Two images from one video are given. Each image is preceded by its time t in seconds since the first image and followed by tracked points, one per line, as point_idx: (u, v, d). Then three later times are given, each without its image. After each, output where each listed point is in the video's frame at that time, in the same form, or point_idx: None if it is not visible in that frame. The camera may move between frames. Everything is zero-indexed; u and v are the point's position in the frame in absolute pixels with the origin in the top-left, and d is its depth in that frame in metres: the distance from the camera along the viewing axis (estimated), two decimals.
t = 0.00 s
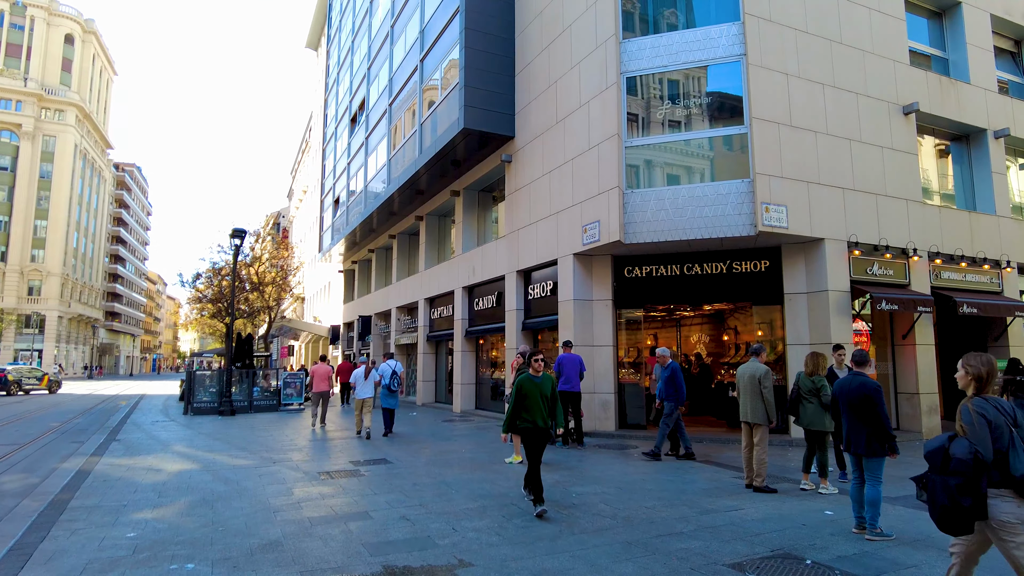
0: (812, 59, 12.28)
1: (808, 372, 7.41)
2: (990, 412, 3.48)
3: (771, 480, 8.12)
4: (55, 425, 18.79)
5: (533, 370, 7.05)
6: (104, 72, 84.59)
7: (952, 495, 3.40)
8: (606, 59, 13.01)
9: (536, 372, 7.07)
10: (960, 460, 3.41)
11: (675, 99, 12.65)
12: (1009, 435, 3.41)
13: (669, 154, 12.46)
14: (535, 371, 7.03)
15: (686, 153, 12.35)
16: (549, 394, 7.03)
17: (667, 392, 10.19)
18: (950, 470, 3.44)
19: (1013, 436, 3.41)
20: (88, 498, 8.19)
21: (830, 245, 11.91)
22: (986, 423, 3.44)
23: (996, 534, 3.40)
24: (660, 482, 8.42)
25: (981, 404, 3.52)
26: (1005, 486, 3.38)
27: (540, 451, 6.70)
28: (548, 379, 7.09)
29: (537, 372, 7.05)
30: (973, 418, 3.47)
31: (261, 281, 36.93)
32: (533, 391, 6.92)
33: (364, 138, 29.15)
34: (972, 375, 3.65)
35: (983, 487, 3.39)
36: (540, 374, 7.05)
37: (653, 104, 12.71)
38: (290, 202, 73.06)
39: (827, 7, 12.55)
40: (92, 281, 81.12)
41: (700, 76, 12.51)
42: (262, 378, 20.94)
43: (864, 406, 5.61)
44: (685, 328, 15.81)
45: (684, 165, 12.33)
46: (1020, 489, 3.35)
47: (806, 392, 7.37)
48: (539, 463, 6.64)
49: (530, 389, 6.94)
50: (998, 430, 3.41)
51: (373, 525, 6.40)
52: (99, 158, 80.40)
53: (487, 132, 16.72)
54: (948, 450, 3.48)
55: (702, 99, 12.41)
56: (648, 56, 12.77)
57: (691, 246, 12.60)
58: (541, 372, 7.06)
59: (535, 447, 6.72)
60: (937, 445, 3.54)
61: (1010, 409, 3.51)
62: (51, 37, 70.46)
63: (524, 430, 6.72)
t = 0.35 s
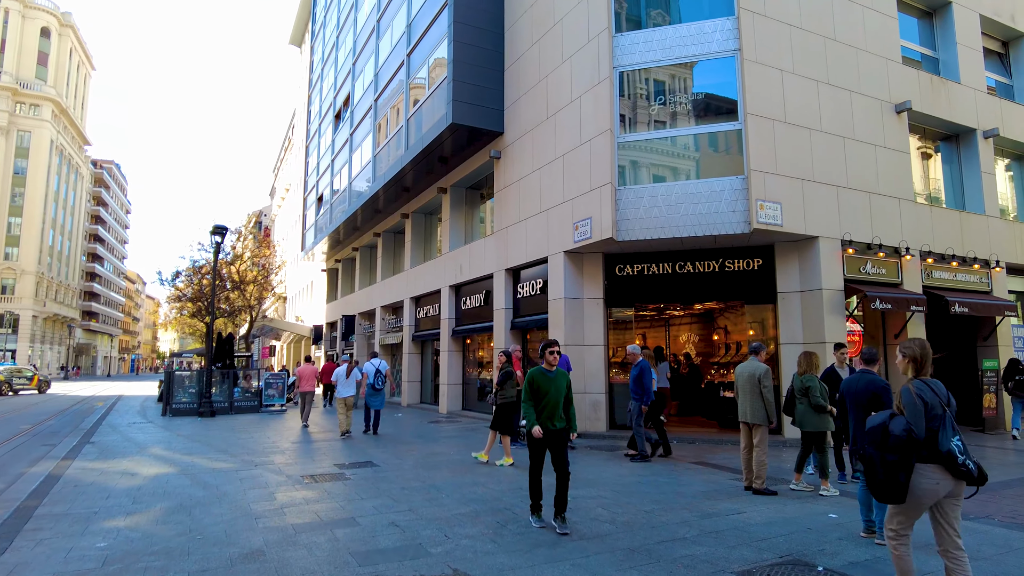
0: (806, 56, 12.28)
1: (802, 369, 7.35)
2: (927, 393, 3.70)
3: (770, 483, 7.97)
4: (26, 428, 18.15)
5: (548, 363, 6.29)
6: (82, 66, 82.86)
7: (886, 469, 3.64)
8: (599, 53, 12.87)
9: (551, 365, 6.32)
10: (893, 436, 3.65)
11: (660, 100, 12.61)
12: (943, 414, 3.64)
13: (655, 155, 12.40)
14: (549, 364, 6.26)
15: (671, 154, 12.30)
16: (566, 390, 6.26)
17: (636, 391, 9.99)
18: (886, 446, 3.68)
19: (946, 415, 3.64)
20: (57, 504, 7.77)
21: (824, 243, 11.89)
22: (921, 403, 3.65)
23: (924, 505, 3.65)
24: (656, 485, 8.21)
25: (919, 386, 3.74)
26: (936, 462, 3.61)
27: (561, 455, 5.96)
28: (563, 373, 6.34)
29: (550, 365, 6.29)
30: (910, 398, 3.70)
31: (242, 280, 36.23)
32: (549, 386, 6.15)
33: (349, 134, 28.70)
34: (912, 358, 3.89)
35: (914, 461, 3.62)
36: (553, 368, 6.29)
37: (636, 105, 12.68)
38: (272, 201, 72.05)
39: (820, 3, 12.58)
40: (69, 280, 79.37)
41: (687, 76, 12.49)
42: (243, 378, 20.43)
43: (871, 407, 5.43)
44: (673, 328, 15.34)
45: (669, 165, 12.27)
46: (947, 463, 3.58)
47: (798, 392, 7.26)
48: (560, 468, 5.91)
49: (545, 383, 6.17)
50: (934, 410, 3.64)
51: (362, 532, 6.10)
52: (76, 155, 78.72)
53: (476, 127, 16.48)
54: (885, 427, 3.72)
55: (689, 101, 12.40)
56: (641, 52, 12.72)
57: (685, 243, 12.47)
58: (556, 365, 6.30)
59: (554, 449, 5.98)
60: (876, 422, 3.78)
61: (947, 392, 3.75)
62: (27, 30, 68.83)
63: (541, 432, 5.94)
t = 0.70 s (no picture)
0: (786, 54, 12.25)
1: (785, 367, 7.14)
2: (841, 403, 4.11)
3: (756, 486, 7.84)
4: None
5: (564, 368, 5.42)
6: (44, 58, 80.19)
7: (802, 472, 3.94)
8: (580, 48, 12.70)
9: (568, 369, 5.45)
10: (811, 443, 3.96)
11: (636, 100, 12.44)
12: (856, 421, 4.05)
13: (631, 156, 12.21)
14: (566, 368, 5.41)
15: (647, 155, 12.11)
16: (582, 399, 5.45)
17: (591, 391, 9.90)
18: (803, 451, 3.98)
19: (859, 423, 4.05)
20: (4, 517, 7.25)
21: (805, 243, 11.86)
22: (836, 413, 4.08)
23: (837, 504, 4.03)
24: (640, 489, 8.01)
25: (834, 397, 4.15)
26: (850, 465, 4.00)
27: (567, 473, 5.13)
28: (579, 379, 5.54)
29: (567, 370, 5.44)
30: (827, 408, 4.10)
31: (212, 278, 35.25)
32: (564, 393, 5.33)
33: (322, 130, 28.08)
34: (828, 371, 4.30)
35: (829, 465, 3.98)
36: (570, 374, 5.45)
37: (615, 106, 12.44)
38: (244, 198, 70.55)
39: (801, 2, 12.59)
40: (29, 278, 76.65)
41: (662, 77, 12.41)
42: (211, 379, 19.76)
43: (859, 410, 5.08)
44: (651, 328, 15.13)
45: (648, 168, 12.07)
46: (858, 467, 3.97)
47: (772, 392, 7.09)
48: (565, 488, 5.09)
49: (559, 391, 5.34)
50: (847, 418, 4.05)
51: (335, 543, 5.77)
52: (37, 149, 76.09)
53: (454, 123, 16.14)
54: (803, 434, 4.03)
55: (665, 100, 12.31)
56: (623, 47, 12.55)
57: (665, 242, 12.35)
58: (573, 370, 5.46)
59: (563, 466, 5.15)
60: (796, 429, 4.08)
61: (859, 400, 4.17)
62: None
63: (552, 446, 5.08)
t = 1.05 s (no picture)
0: (745, 58, 12.43)
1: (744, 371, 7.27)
2: (742, 402, 4.47)
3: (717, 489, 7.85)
4: None
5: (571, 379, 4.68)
6: None
7: (702, 468, 4.39)
8: (543, 45, 12.59)
9: (574, 380, 4.68)
10: (711, 441, 4.42)
11: (594, 102, 12.44)
12: (753, 420, 4.42)
13: (587, 159, 12.19)
14: (573, 379, 4.67)
15: (603, 158, 12.12)
16: (591, 414, 4.73)
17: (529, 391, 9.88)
18: (705, 448, 4.44)
19: (757, 422, 4.43)
20: None
21: (760, 245, 12.05)
22: (736, 414, 4.42)
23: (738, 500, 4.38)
24: (602, 492, 7.89)
25: (737, 397, 4.51)
26: (746, 461, 4.35)
27: (576, 503, 4.43)
28: (587, 390, 4.78)
29: (574, 381, 4.69)
30: (729, 409, 4.46)
31: (155, 275, 33.67)
32: (572, 409, 4.60)
33: (274, 123, 27.16)
34: (733, 373, 4.63)
35: (730, 462, 4.37)
36: (577, 384, 4.70)
37: (574, 108, 12.40)
38: (190, 193, 67.90)
39: (760, 8, 12.80)
40: None
41: (619, 81, 12.45)
42: (153, 381, 18.77)
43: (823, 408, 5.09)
44: (608, 328, 15.24)
45: (603, 169, 12.08)
46: (754, 463, 4.34)
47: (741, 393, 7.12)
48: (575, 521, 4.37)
49: (565, 405, 4.60)
50: (745, 416, 4.42)
51: (286, 554, 5.42)
52: None
53: (412, 118, 15.78)
54: (705, 433, 4.50)
55: (621, 103, 12.36)
56: (586, 46, 12.50)
57: (626, 243, 12.34)
58: (581, 380, 4.71)
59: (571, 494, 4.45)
60: (700, 428, 4.54)
61: (760, 400, 4.54)
62: None
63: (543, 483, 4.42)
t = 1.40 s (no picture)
0: (669, 70, 12.82)
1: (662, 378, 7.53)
2: (621, 395, 5.00)
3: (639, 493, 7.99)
4: None
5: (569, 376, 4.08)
6: None
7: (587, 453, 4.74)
8: (473, 44, 12.45)
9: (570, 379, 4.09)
10: (596, 428, 4.85)
11: (518, 107, 12.45)
12: (631, 410, 4.91)
13: (510, 163, 12.18)
14: (570, 376, 4.08)
15: (526, 163, 12.16)
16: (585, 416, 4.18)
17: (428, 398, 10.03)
18: (591, 434, 4.86)
19: (634, 410, 4.91)
20: None
21: (680, 252, 12.45)
22: (617, 403, 4.93)
23: (619, 482, 4.79)
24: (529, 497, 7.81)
25: (618, 390, 5.05)
26: (625, 447, 4.82)
27: (586, 516, 3.93)
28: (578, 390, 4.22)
29: (568, 379, 4.11)
30: (611, 399, 4.99)
31: (41, 269, 30.64)
32: (572, 412, 4.01)
33: (183, 109, 25.42)
34: (614, 368, 5.21)
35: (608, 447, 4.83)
36: (572, 383, 4.12)
37: (496, 112, 12.31)
38: (84, 181, 62.50)
39: (684, 21, 13.25)
40: None
41: (542, 88, 12.54)
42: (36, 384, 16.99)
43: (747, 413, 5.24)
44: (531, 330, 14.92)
45: (524, 173, 12.13)
46: (632, 448, 4.81)
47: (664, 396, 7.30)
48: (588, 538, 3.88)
49: (567, 406, 4.00)
50: (624, 406, 4.91)
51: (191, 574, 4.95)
52: None
53: (335, 110, 15.18)
54: (592, 419, 4.93)
55: (543, 109, 12.45)
56: (516, 47, 12.47)
57: (552, 246, 12.41)
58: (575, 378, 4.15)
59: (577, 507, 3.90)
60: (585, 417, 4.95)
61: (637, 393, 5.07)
62: None
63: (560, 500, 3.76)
